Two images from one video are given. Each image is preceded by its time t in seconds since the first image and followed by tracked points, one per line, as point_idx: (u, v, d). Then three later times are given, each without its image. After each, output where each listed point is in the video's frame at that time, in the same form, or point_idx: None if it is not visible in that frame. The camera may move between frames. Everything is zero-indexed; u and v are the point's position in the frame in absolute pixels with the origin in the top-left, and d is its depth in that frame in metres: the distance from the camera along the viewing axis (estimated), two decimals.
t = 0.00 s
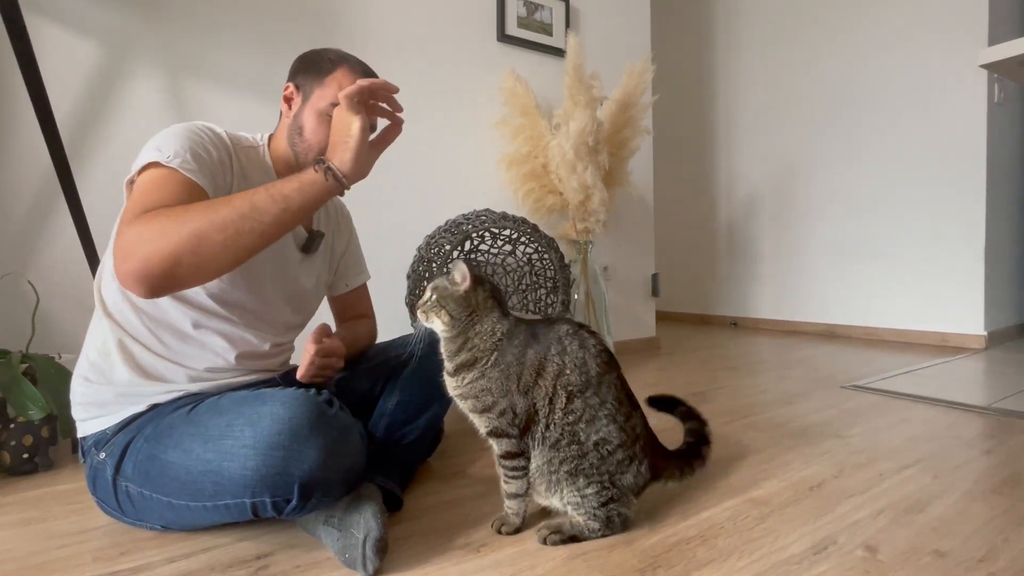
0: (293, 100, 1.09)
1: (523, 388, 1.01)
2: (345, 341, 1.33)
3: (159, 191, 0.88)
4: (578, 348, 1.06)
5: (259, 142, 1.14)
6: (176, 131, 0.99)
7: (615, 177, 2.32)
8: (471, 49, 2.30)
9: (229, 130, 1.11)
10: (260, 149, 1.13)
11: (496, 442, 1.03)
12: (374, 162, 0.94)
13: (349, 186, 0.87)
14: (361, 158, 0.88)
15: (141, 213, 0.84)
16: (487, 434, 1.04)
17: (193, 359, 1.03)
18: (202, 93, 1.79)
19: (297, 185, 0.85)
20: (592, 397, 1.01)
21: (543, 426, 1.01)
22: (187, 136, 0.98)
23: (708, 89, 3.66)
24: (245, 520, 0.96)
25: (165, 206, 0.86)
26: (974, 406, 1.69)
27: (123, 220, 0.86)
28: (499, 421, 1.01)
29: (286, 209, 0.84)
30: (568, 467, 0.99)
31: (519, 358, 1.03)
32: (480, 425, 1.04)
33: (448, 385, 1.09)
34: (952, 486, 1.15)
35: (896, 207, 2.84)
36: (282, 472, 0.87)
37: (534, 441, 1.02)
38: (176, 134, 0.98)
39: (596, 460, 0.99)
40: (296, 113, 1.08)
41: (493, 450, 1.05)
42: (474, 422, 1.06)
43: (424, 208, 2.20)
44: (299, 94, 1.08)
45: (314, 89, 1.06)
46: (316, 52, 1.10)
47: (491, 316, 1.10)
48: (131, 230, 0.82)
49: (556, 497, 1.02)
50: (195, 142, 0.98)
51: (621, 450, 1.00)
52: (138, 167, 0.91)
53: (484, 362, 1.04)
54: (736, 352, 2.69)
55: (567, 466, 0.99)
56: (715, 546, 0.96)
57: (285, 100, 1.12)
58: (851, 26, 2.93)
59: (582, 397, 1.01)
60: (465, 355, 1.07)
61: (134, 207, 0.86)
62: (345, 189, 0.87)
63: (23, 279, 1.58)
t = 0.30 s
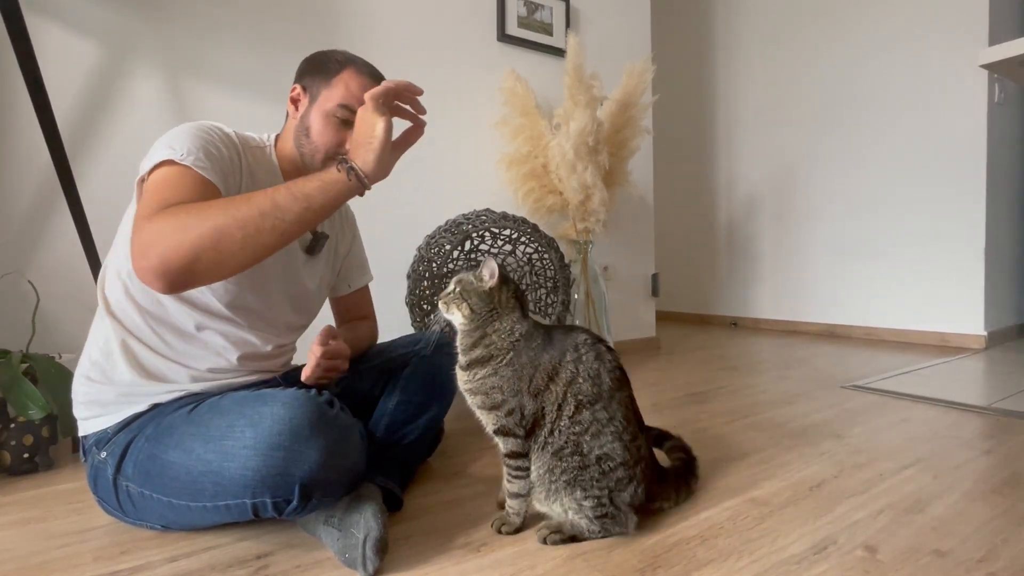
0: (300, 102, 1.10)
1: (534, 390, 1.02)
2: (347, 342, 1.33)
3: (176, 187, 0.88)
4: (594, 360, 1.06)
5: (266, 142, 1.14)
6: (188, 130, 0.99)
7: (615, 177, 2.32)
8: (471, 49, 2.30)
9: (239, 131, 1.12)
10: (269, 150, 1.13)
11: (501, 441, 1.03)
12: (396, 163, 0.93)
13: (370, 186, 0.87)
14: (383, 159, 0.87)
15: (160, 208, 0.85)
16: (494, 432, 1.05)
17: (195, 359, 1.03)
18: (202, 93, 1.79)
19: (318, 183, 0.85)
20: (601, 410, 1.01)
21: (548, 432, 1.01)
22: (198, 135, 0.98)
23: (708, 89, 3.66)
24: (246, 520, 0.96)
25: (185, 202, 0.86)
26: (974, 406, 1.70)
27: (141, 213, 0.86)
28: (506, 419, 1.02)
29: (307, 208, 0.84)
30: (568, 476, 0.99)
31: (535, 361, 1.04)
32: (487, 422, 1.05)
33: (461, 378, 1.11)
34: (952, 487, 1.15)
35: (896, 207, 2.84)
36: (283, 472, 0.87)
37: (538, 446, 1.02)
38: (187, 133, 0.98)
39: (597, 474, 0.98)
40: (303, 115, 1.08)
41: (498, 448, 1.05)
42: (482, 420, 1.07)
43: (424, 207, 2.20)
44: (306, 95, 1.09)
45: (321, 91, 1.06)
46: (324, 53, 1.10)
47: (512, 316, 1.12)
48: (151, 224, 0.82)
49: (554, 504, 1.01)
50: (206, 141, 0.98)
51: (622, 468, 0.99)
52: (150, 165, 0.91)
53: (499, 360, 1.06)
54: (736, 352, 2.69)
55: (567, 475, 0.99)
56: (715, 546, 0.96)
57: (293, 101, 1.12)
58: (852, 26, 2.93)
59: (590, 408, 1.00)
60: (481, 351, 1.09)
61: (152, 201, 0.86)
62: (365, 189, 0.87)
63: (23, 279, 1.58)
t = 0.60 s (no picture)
0: (306, 103, 1.10)
1: (544, 391, 1.02)
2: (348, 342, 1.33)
3: (191, 187, 0.88)
4: (610, 370, 1.04)
5: (271, 142, 1.14)
6: (197, 130, 0.99)
7: (615, 177, 2.32)
8: (470, 48, 2.29)
9: (244, 131, 1.12)
10: (273, 150, 1.13)
11: (508, 438, 1.04)
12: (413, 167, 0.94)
13: (388, 190, 0.88)
14: (402, 163, 0.89)
15: (176, 209, 0.84)
16: (501, 429, 1.05)
17: (197, 359, 1.03)
18: (202, 92, 1.79)
19: (338, 186, 0.85)
20: (610, 421, 1.00)
21: (553, 436, 1.01)
22: (206, 135, 0.98)
23: (708, 89, 3.66)
24: (247, 519, 0.96)
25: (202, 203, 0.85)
26: (974, 406, 1.69)
27: (157, 212, 0.85)
28: (514, 418, 1.02)
29: (326, 210, 0.84)
30: (569, 483, 0.99)
31: (546, 363, 1.04)
32: (495, 418, 1.06)
33: (472, 373, 1.12)
34: (952, 487, 1.15)
35: (897, 206, 2.83)
36: (283, 472, 0.88)
37: (542, 448, 1.02)
38: (195, 132, 0.98)
39: (598, 483, 0.97)
40: (309, 116, 1.09)
41: (505, 446, 1.06)
42: (491, 416, 1.08)
43: (424, 207, 2.20)
44: (313, 97, 1.09)
45: (328, 93, 1.07)
46: (330, 55, 1.10)
47: (520, 312, 1.11)
48: (168, 224, 0.82)
49: (555, 506, 1.02)
50: (214, 141, 0.98)
51: (625, 481, 0.98)
52: (161, 164, 0.91)
53: (510, 358, 1.06)
54: (736, 351, 2.69)
55: (569, 480, 0.98)
56: (715, 545, 0.96)
57: (299, 102, 1.12)
58: (852, 26, 2.93)
59: (599, 418, 0.99)
60: (492, 348, 1.10)
61: (168, 201, 0.86)
62: (382, 193, 0.88)
63: (24, 278, 1.58)
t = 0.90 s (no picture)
0: (309, 101, 1.10)
1: (547, 390, 1.02)
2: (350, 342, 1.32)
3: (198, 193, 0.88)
4: (616, 374, 1.05)
5: (274, 141, 1.14)
6: (201, 132, 0.98)
7: (615, 177, 2.32)
8: (470, 48, 2.29)
9: (246, 131, 1.11)
10: (276, 150, 1.12)
11: (510, 437, 1.04)
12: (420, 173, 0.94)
13: (394, 196, 0.87)
14: (409, 170, 0.87)
15: (184, 214, 0.84)
16: (504, 427, 1.05)
17: (199, 359, 1.03)
18: (202, 91, 1.79)
19: (345, 194, 0.85)
20: (614, 425, 1.00)
21: (556, 436, 1.01)
22: (209, 136, 0.98)
23: (708, 88, 3.66)
24: (248, 518, 0.96)
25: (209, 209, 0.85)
26: (975, 405, 1.69)
27: (165, 217, 0.85)
28: (517, 415, 1.02)
29: (334, 218, 0.84)
30: (571, 484, 0.98)
31: (550, 363, 1.04)
32: (499, 417, 1.06)
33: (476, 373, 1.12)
34: (953, 486, 1.15)
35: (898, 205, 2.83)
36: (284, 471, 0.88)
37: (544, 447, 1.02)
38: (198, 134, 0.97)
39: (601, 486, 0.97)
40: (311, 114, 1.09)
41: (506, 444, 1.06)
42: (494, 415, 1.07)
43: (424, 206, 2.20)
44: (315, 95, 1.09)
45: (331, 89, 1.07)
46: (331, 53, 1.10)
47: (519, 311, 1.11)
48: (176, 231, 0.82)
49: (556, 507, 1.01)
50: (217, 142, 0.98)
51: (628, 484, 0.98)
52: (165, 167, 0.90)
53: (513, 357, 1.06)
54: (737, 351, 2.69)
55: (571, 481, 0.98)
56: (715, 545, 0.96)
57: (301, 101, 1.12)
58: (853, 25, 2.93)
59: (603, 421, 0.99)
60: (495, 348, 1.09)
61: (175, 205, 0.85)
62: (389, 201, 0.87)
63: (24, 278, 1.58)
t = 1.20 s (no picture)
0: (310, 102, 1.10)
1: (550, 390, 1.02)
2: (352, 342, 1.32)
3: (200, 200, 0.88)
4: (619, 375, 1.06)
5: (276, 141, 1.14)
6: (202, 134, 0.98)
7: (616, 176, 2.32)
8: (470, 46, 2.29)
9: (248, 132, 1.11)
10: (279, 152, 1.12)
11: (513, 436, 1.04)
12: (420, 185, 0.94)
13: (395, 212, 0.88)
14: (411, 187, 0.88)
15: (187, 222, 0.84)
16: (508, 426, 1.05)
17: (200, 358, 1.03)
18: (202, 90, 1.79)
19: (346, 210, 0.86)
20: (617, 426, 1.00)
21: (558, 436, 1.01)
22: (210, 139, 0.97)
23: (709, 87, 3.65)
24: (249, 517, 0.96)
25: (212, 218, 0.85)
26: (977, 404, 1.69)
27: (167, 224, 0.85)
28: (520, 414, 1.02)
29: (335, 234, 0.85)
30: (573, 484, 0.98)
31: (553, 363, 1.04)
32: (502, 416, 1.06)
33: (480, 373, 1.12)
34: (953, 486, 1.15)
35: (900, 204, 2.83)
36: (286, 471, 0.88)
37: (546, 447, 1.02)
38: (199, 136, 0.97)
39: (603, 486, 0.97)
40: (312, 114, 1.09)
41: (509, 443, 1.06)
42: (498, 414, 1.08)
43: (424, 206, 2.20)
44: (316, 95, 1.09)
45: (331, 89, 1.07)
46: (331, 53, 1.10)
47: (523, 311, 1.11)
48: (179, 240, 0.82)
49: (558, 507, 1.01)
50: (219, 145, 0.97)
51: (630, 485, 0.98)
52: (166, 171, 0.90)
53: (516, 356, 1.06)
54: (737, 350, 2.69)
55: (573, 481, 0.98)
56: (716, 544, 0.96)
57: (302, 101, 1.12)
58: (854, 24, 2.92)
59: (606, 421, 1.00)
60: (499, 348, 1.09)
61: (178, 212, 0.85)
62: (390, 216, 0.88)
63: (25, 277, 1.58)
